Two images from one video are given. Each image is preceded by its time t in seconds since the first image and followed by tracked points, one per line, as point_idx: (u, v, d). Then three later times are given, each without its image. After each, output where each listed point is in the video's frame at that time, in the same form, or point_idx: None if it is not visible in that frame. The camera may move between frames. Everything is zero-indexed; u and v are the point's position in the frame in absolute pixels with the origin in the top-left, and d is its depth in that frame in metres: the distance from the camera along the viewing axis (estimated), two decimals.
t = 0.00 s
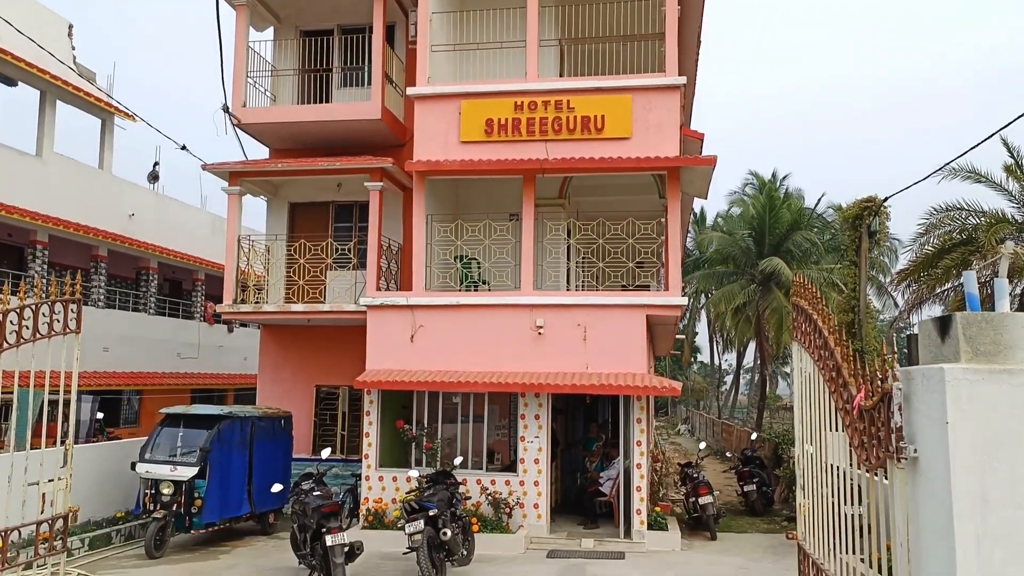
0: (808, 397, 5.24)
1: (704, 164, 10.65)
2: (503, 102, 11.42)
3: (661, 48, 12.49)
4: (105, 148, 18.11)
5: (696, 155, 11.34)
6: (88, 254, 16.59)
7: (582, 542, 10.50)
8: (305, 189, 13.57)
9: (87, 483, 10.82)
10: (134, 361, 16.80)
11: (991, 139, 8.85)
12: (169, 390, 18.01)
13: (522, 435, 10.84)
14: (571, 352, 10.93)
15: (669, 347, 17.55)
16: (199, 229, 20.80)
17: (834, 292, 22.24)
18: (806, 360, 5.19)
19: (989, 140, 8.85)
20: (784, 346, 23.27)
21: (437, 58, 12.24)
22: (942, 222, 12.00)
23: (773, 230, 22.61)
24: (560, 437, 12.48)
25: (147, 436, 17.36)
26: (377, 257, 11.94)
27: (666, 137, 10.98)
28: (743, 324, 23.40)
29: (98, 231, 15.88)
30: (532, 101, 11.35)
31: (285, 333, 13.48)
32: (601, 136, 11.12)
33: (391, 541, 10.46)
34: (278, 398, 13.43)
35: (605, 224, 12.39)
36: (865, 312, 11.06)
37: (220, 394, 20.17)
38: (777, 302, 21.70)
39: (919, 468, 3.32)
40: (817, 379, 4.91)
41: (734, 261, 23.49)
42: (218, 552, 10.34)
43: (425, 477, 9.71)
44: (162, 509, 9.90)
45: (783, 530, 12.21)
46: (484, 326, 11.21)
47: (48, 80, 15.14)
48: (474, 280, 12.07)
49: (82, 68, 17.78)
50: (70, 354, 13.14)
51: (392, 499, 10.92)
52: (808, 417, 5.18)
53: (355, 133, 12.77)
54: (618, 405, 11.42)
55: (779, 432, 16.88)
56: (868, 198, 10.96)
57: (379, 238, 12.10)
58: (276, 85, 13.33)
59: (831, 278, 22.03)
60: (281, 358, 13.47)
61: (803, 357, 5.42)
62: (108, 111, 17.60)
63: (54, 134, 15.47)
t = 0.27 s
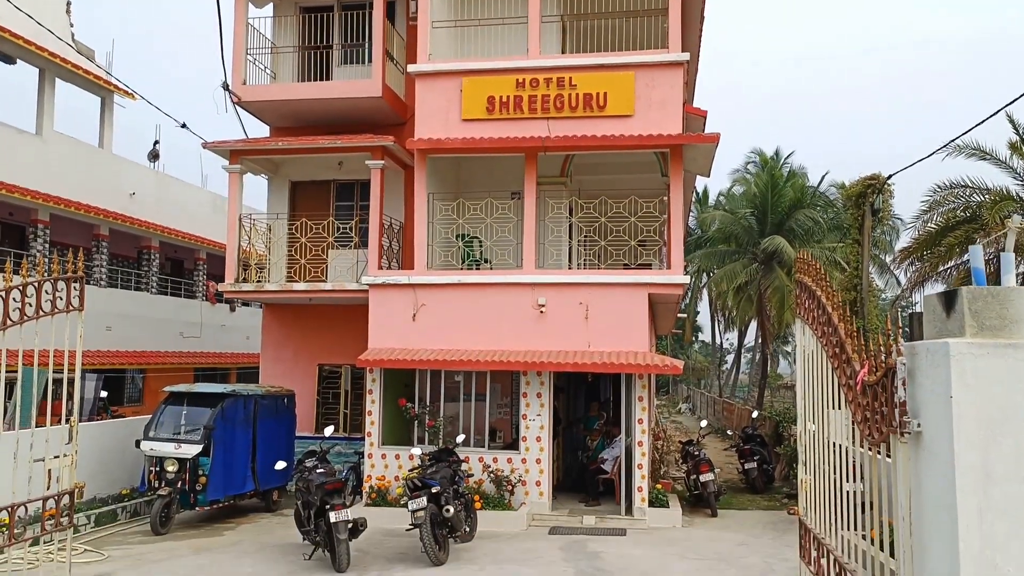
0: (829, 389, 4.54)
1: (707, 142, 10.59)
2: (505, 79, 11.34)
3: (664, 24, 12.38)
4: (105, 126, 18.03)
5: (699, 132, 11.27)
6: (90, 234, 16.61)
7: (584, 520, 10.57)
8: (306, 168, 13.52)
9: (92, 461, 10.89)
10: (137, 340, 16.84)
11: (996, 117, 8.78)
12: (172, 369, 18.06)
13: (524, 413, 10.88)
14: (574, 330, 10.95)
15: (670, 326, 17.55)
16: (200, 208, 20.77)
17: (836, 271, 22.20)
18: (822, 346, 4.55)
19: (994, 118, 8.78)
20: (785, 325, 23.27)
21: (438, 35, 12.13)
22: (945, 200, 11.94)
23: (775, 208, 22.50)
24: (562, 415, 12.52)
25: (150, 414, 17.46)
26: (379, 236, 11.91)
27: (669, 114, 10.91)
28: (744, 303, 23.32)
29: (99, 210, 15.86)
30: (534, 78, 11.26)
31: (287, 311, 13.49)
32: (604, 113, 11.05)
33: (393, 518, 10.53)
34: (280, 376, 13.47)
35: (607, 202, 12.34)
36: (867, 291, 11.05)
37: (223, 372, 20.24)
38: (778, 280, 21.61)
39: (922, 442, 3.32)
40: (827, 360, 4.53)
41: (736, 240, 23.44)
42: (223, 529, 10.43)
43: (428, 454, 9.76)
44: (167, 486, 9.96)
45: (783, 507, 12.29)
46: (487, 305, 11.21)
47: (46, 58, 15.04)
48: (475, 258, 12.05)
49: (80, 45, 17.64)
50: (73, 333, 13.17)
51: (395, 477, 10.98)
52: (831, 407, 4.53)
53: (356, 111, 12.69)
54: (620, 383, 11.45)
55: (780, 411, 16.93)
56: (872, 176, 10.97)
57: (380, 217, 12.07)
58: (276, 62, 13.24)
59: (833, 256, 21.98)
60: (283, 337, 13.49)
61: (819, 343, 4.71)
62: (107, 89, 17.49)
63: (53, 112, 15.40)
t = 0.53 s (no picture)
0: (838, 370, 4.30)
1: (714, 122, 10.50)
2: (509, 59, 11.26)
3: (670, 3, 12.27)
4: (109, 109, 18.00)
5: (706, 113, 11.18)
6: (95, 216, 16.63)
7: (589, 501, 10.60)
8: (311, 150, 13.48)
9: (100, 442, 10.97)
10: (143, 322, 16.88)
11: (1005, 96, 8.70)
12: (178, 351, 18.12)
13: (530, 395, 10.90)
14: (579, 312, 10.93)
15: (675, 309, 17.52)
16: (205, 191, 20.77)
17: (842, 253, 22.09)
18: (831, 325, 4.29)
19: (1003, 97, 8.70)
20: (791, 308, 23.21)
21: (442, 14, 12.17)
22: (954, 180, 11.86)
23: (781, 190, 22.32)
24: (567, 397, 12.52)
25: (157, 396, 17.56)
26: (384, 218, 11.88)
27: (675, 95, 10.82)
28: (750, 286, 23.18)
29: (103, 193, 15.86)
30: (539, 59, 11.18)
31: (292, 294, 13.50)
32: (609, 94, 10.97)
33: (399, 499, 10.59)
34: (286, 359, 13.51)
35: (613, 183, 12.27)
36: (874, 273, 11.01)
37: (229, 355, 20.31)
38: (784, 263, 21.45)
39: (932, 424, 2.86)
40: (837, 338, 4.23)
41: (742, 222, 23.34)
42: (230, 509, 10.51)
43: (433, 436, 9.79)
44: (174, 467, 10.06)
45: (788, 488, 12.31)
46: (492, 287, 11.19)
47: (49, 40, 15.00)
48: (481, 240, 12.01)
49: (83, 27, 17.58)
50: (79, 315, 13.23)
51: (401, 459, 11.03)
52: (841, 387, 4.28)
53: (360, 92, 12.63)
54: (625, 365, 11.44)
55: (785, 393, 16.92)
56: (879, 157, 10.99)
57: (385, 199, 12.03)
58: (279, 44, 13.17)
59: (840, 238, 21.86)
60: (288, 319, 13.51)
61: (829, 325, 4.44)
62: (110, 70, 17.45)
63: (57, 95, 15.37)
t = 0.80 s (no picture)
0: (849, 343, 4.20)
1: (724, 96, 10.36)
2: (517, 33, 11.13)
3: None
4: (115, 86, 17.94)
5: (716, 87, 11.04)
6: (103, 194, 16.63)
7: (597, 477, 10.63)
8: (317, 126, 13.40)
9: (110, 419, 11.04)
10: (152, 300, 16.93)
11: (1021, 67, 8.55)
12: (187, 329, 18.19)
13: (538, 372, 10.89)
14: (587, 289, 10.89)
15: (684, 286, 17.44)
16: (211, 169, 20.74)
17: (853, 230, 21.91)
18: (844, 300, 4.16)
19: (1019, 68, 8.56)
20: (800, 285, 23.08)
21: None
22: (967, 155, 11.70)
23: (791, 166, 22.10)
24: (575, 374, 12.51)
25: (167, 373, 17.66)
26: (391, 195, 11.83)
27: (685, 68, 10.68)
28: (759, 264, 23.04)
29: (110, 170, 15.83)
30: (547, 32, 11.05)
31: (300, 271, 13.50)
32: (618, 68, 10.84)
33: (408, 475, 10.64)
34: (294, 337, 13.53)
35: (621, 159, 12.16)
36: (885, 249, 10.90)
37: (238, 333, 20.37)
38: (794, 241, 21.27)
39: (946, 395, 2.82)
40: (847, 311, 4.15)
41: (752, 199, 23.16)
42: (241, 485, 10.60)
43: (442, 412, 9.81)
44: (185, 444, 10.10)
45: (796, 465, 12.29)
46: (499, 264, 11.15)
47: (54, 16, 14.92)
48: (488, 217, 11.96)
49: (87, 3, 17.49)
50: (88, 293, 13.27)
51: (409, 435, 11.06)
52: (851, 360, 4.20)
53: (366, 67, 12.53)
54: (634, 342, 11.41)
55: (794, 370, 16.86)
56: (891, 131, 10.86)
57: (392, 175, 11.96)
58: (284, 19, 13.07)
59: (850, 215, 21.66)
60: (296, 297, 13.52)
61: (841, 299, 4.32)
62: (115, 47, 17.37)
63: (62, 72, 15.32)
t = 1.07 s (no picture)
0: (859, 330, 4.10)
1: (731, 80, 10.25)
2: (522, 18, 11.03)
3: None
4: (119, 73, 17.91)
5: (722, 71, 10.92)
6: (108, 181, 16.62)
7: (603, 464, 10.61)
8: (321, 112, 13.35)
9: (117, 406, 11.05)
10: (158, 287, 16.93)
11: None
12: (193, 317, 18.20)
13: (543, 359, 10.86)
14: (593, 276, 10.83)
15: (690, 274, 17.35)
16: (217, 157, 20.72)
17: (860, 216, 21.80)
18: (855, 286, 4.08)
19: None
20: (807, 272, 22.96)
21: None
22: (977, 139, 11.58)
23: (799, 151, 21.95)
24: (581, 361, 12.49)
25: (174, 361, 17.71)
26: (395, 181, 11.76)
27: (691, 53, 10.58)
28: (766, 250, 22.91)
29: (115, 157, 15.81)
30: (552, 17, 10.94)
31: (305, 259, 13.47)
32: (624, 52, 10.75)
33: (413, 462, 10.64)
34: (299, 324, 13.52)
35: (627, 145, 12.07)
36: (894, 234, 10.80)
37: (244, 321, 20.39)
38: (801, 227, 21.09)
39: (961, 380, 2.76)
40: (857, 297, 4.07)
41: (759, 185, 23.02)
42: (247, 472, 10.61)
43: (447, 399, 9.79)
44: (191, 431, 10.12)
45: (803, 452, 12.27)
46: (505, 251, 11.10)
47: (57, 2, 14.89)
48: (494, 204, 11.90)
49: None
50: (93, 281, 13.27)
51: (415, 422, 11.05)
52: (860, 347, 4.11)
53: (369, 53, 12.46)
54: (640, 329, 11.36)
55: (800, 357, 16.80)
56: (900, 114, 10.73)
57: (397, 162, 11.89)
58: (287, 4, 13.00)
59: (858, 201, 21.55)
60: (301, 284, 13.50)
61: (851, 285, 4.21)
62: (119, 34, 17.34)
63: (66, 59, 15.27)
